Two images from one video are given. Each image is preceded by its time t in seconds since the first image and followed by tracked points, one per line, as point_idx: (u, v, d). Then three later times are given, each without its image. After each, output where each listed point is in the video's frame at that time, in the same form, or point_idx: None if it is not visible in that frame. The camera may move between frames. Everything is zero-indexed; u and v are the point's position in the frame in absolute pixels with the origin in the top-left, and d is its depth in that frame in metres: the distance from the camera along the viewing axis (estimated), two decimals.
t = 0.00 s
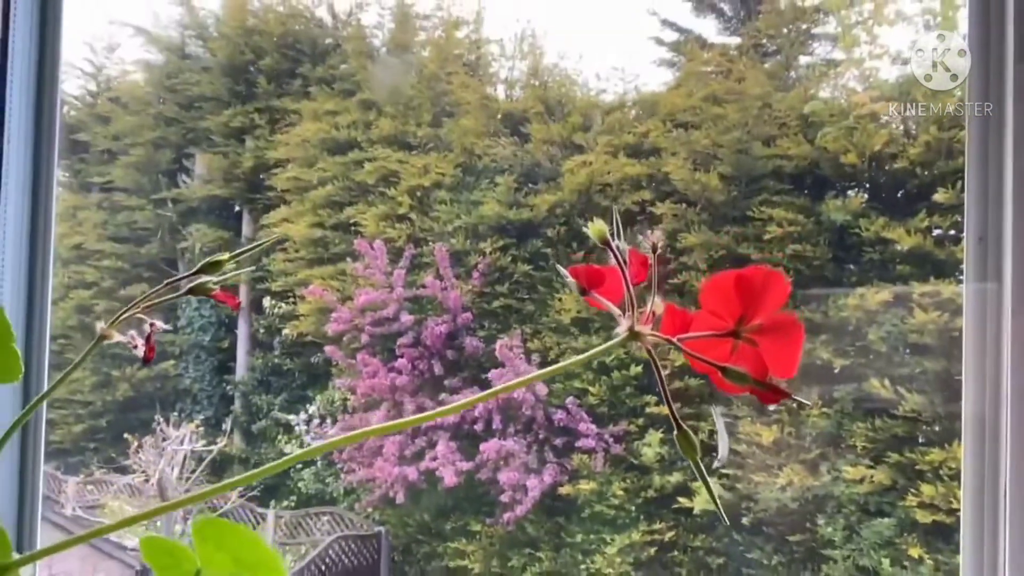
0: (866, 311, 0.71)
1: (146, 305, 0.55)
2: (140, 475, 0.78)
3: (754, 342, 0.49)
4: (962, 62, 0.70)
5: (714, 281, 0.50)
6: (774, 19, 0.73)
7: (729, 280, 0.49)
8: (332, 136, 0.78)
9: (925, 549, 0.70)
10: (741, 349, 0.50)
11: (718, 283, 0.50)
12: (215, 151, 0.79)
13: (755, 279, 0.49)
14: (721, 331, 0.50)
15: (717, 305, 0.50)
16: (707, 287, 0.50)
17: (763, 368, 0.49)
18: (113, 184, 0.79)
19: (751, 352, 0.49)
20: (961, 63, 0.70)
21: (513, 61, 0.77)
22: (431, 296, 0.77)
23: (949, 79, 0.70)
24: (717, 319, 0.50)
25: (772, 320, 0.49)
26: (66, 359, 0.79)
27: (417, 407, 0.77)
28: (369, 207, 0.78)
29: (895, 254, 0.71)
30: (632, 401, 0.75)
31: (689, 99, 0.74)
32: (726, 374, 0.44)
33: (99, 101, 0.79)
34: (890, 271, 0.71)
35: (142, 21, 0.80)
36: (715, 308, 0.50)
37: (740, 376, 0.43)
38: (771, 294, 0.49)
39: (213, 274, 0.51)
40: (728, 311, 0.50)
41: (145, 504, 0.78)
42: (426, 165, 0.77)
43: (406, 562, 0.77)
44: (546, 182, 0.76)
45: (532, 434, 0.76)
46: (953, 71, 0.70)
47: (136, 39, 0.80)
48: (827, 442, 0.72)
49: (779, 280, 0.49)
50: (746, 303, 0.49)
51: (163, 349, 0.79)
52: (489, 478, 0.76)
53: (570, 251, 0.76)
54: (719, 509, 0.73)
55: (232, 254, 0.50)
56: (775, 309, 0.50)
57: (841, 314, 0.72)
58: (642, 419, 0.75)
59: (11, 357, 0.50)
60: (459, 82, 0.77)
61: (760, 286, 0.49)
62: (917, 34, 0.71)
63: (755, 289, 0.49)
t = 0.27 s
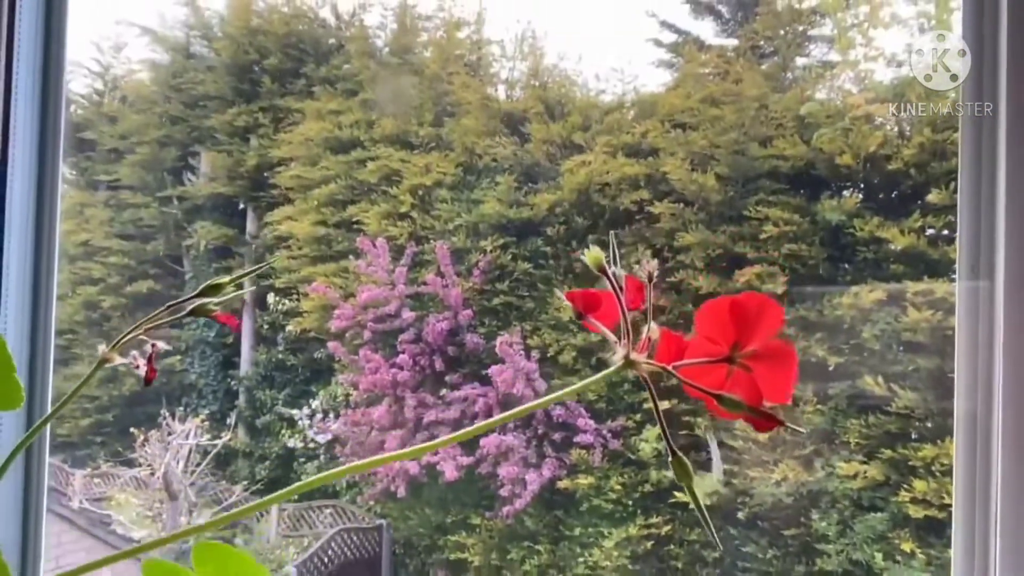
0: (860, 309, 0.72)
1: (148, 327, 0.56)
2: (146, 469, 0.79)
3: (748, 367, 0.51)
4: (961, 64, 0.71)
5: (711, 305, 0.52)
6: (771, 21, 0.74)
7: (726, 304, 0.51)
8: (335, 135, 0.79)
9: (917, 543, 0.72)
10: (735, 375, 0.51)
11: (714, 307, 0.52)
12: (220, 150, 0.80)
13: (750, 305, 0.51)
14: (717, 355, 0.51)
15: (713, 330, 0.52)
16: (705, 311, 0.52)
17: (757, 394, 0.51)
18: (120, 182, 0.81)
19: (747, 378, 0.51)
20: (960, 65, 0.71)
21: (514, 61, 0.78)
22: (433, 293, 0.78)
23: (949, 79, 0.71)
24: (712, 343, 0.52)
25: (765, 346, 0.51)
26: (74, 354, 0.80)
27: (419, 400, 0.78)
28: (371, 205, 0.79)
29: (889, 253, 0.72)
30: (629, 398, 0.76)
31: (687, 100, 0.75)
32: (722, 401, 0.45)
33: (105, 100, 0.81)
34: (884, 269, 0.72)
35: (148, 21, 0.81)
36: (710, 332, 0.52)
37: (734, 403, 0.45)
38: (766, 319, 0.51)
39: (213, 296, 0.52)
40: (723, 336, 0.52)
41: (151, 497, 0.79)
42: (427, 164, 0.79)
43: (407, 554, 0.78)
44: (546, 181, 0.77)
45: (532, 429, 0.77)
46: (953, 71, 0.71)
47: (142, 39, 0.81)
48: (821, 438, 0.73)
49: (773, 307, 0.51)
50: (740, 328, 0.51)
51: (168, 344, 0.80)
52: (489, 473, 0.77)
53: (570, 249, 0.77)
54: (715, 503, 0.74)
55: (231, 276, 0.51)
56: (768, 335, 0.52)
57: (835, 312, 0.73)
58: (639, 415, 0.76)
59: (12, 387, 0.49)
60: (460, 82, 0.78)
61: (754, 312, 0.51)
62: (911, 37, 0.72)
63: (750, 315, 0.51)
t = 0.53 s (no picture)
0: (858, 303, 0.72)
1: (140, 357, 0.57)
2: (144, 459, 0.79)
3: (757, 411, 0.55)
4: (963, 64, 0.70)
5: (721, 345, 0.56)
6: (771, 13, 0.73)
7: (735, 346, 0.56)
8: (333, 125, 0.79)
9: (913, 536, 0.72)
10: (744, 418, 0.55)
11: (723, 348, 0.56)
12: (217, 139, 0.79)
13: (757, 346, 0.55)
14: (727, 396, 0.55)
15: (721, 370, 0.56)
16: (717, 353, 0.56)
17: (764, 436, 0.55)
18: (116, 171, 0.80)
19: (754, 421, 0.55)
20: (962, 65, 0.70)
21: (513, 52, 0.77)
22: (431, 284, 0.79)
23: (949, 79, 0.71)
24: (722, 383, 0.56)
25: (774, 389, 0.55)
26: (72, 344, 0.79)
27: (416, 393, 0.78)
28: (369, 196, 0.79)
29: (887, 247, 0.72)
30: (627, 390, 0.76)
31: (687, 92, 0.75)
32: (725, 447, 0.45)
33: (102, 89, 0.80)
34: (882, 263, 0.72)
35: (146, 9, 0.79)
36: (718, 372, 0.56)
37: (738, 445, 0.44)
38: (773, 362, 0.55)
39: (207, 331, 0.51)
40: (732, 377, 0.55)
41: (149, 487, 0.79)
42: (426, 155, 0.78)
43: (405, 544, 0.79)
44: (545, 173, 0.77)
45: (530, 421, 0.77)
46: (953, 71, 0.71)
47: (139, 28, 0.80)
48: (818, 431, 0.73)
49: (781, 349, 0.55)
50: (748, 370, 0.55)
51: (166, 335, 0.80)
52: (487, 464, 0.78)
53: (568, 241, 0.77)
54: (712, 496, 0.75)
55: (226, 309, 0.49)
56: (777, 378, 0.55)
57: (833, 306, 0.73)
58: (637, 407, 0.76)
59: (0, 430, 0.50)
60: (459, 73, 0.78)
61: (762, 356, 0.55)
62: (912, 30, 0.72)
63: (757, 356, 0.55)
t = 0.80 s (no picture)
0: (857, 297, 0.72)
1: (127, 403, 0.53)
2: (143, 449, 0.79)
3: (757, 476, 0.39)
4: (962, 62, 0.67)
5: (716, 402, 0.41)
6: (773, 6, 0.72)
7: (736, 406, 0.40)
8: (331, 116, 0.79)
9: (908, 530, 0.71)
10: (743, 487, 0.39)
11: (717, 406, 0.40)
12: (215, 129, 0.79)
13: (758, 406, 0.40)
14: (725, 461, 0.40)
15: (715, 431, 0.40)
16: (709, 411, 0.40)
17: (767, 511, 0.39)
18: (114, 160, 0.79)
19: (754, 490, 0.39)
20: (962, 64, 0.67)
21: (512, 42, 0.77)
22: (428, 276, 0.79)
23: (949, 79, 0.68)
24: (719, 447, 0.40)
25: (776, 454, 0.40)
26: (70, 334, 0.79)
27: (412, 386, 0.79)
28: (368, 187, 0.79)
29: (887, 241, 0.72)
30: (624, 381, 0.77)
31: (687, 84, 0.74)
32: (719, 514, 0.35)
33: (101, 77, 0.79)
34: (882, 257, 0.72)
35: None
36: (716, 434, 0.41)
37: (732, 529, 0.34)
38: (780, 420, 0.40)
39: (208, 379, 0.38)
40: (731, 439, 0.40)
41: (147, 476, 0.78)
42: (425, 146, 0.78)
43: (402, 534, 0.79)
44: (544, 164, 0.77)
45: (527, 413, 0.77)
46: (953, 71, 0.68)
47: (137, 16, 0.79)
48: (815, 424, 0.73)
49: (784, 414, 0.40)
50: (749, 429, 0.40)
51: (163, 324, 0.80)
52: (484, 456, 0.78)
53: (566, 234, 0.77)
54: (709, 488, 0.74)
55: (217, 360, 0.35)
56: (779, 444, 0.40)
57: (832, 299, 0.73)
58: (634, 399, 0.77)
59: None
60: (458, 63, 0.77)
61: (763, 412, 0.40)
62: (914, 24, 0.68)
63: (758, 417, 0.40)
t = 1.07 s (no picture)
0: (856, 293, 0.72)
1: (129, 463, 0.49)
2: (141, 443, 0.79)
3: (766, 533, 0.45)
4: (961, 62, 0.69)
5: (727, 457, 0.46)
6: None
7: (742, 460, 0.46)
8: (331, 109, 0.78)
9: (907, 525, 0.71)
10: (751, 540, 0.45)
11: (729, 461, 0.46)
12: (214, 122, 0.79)
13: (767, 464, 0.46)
14: (733, 516, 0.45)
15: (727, 485, 0.46)
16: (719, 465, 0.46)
17: (774, 562, 0.45)
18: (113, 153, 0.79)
19: (763, 543, 0.45)
20: (961, 63, 0.69)
21: (513, 35, 0.77)
22: (428, 270, 0.78)
23: (949, 79, 0.69)
24: (728, 501, 0.46)
25: (784, 511, 0.45)
26: (68, 327, 0.79)
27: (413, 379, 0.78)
28: (368, 181, 0.79)
29: (887, 237, 0.71)
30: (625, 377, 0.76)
31: (688, 78, 0.74)
32: None
33: (99, 69, 0.79)
34: (882, 253, 0.72)
35: None
36: (725, 487, 0.46)
37: None
38: (786, 477, 0.46)
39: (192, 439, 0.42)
40: (740, 494, 0.46)
41: (147, 470, 0.79)
42: (424, 140, 0.78)
43: (401, 528, 0.79)
44: (543, 159, 0.77)
45: (527, 408, 0.78)
46: (953, 71, 0.69)
47: (135, 8, 0.79)
48: (815, 420, 0.73)
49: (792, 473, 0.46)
50: (756, 487, 0.46)
51: (162, 318, 0.80)
52: (484, 450, 0.78)
53: (566, 228, 0.77)
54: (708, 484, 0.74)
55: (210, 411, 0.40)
56: (789, 501, 0.46)
57: (832, 295, 0.73)
58: (634, 395, 0.76)
59: None
60: (458, 57, 0.77)
61: (770, 469, 0.46)
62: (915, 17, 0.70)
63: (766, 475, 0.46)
